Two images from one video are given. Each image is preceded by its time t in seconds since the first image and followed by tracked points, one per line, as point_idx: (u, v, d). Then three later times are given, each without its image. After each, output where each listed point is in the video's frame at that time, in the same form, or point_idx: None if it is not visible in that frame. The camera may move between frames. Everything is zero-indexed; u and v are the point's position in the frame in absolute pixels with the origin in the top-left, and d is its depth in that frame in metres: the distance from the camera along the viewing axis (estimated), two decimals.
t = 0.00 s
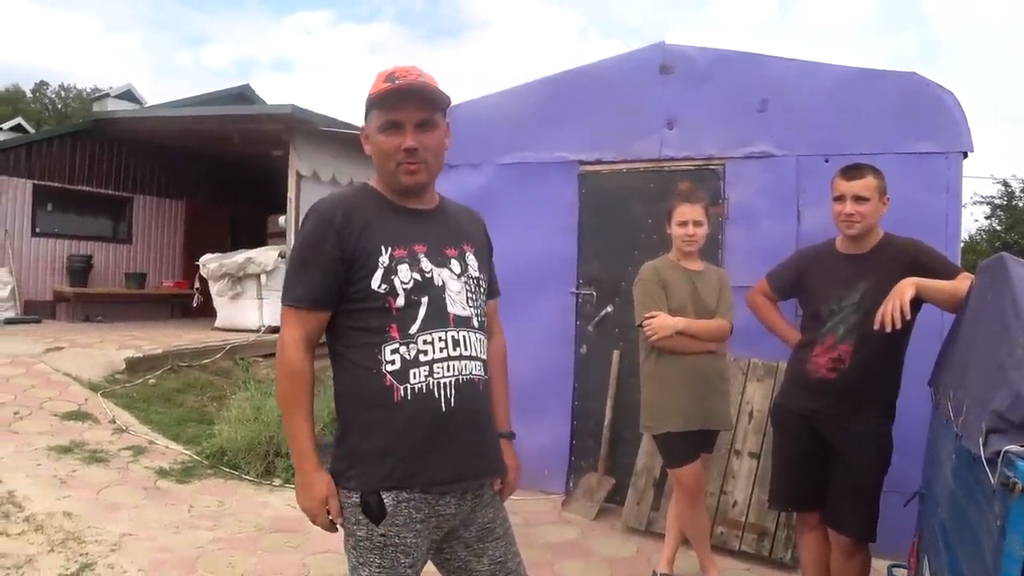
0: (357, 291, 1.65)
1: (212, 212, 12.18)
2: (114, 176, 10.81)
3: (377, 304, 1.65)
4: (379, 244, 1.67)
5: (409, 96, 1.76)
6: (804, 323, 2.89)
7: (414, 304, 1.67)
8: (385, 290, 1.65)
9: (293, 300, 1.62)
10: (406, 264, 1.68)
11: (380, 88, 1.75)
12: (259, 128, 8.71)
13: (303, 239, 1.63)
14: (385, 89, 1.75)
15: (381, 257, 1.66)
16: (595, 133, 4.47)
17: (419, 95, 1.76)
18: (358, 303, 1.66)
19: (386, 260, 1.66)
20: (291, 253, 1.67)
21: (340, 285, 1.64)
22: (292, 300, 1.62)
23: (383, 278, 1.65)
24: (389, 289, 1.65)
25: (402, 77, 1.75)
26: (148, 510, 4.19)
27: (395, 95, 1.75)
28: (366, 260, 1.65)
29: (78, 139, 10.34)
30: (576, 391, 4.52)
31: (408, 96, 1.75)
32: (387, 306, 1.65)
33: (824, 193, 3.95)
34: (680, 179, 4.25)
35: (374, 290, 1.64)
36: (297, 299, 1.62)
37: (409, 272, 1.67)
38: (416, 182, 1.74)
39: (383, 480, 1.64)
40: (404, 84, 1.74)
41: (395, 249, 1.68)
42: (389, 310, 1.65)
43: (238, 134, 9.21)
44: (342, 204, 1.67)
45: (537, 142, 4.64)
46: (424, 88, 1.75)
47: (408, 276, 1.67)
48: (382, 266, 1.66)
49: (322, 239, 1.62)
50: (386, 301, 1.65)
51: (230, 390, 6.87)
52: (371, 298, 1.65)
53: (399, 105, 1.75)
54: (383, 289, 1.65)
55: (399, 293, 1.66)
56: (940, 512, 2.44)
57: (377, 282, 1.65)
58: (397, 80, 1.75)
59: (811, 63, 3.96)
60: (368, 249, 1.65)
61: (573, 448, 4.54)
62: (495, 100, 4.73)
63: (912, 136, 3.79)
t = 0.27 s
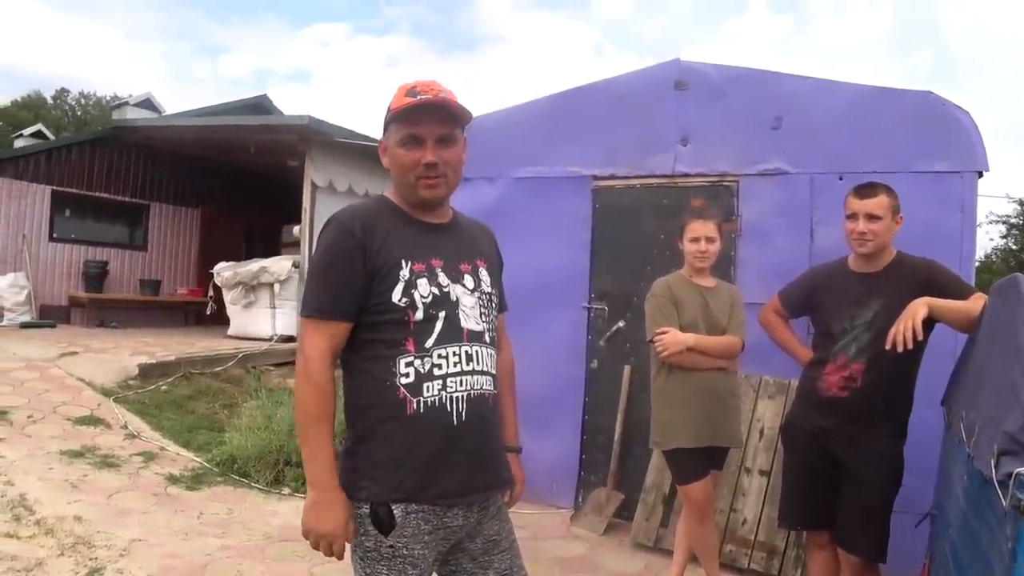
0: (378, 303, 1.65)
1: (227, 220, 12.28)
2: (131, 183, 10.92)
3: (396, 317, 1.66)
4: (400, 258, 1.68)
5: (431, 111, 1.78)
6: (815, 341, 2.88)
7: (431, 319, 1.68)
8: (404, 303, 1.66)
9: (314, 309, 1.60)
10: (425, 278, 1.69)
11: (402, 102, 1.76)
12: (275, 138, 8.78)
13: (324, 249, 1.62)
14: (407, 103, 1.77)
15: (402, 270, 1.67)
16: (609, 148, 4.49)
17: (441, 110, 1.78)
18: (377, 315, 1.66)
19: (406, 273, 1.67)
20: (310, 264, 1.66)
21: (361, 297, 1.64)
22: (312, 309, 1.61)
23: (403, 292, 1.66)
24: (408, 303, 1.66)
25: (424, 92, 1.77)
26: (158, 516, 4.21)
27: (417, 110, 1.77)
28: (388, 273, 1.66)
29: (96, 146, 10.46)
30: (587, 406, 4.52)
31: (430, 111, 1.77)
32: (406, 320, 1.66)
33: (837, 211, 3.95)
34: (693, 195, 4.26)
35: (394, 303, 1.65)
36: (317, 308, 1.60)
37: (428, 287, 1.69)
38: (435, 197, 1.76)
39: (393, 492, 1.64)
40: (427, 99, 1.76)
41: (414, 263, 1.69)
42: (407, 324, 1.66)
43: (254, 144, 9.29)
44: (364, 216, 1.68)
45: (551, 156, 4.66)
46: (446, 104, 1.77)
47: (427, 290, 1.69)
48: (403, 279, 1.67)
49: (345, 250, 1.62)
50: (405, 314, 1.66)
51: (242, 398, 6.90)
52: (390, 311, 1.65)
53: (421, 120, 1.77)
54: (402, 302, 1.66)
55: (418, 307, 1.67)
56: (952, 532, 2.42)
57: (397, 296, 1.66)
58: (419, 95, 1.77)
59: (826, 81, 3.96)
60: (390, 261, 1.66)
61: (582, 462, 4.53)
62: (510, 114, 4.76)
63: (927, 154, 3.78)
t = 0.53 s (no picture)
0: (394, 309, 1.64)
1: (238, 228, 12.35)
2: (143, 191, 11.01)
3: (412, 323, 1.65)
4: (416, 263, 1.68)
5: (442, 114, 1.80)
6: (826, 346, 2.87)
7: (445, 324, 1.69)
8: (421, 309, 1.66)
9: (332, 314, 1.57)
10: (441, 283, 1.70)
11: (413, 107, 1.78)
12: (286, 146, 8.83)
13: (342, 256, 1.60)
14: (418, 107, 1.78)
15: (419, 276, 1.67)
16: (618, 154, 4.49)
17: (451, 113, 1.81)
18: (394, 321, 1.65)
19: (422, 279, 1.67)
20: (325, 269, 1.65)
21: (379, 302, 1.62)
22: (330, 315, 1.57)
23: (419, 297, 1.66)
24: (424, 308, 1.66)
25: (435, 96, 1.79)
26: (169, 523, 4.23)
27: (429, 113, 1.78)
28: (405, 278, 1.65)
29: (109, 155, 10.55)
30: (598, 412, 4.51)
31: (441, 114, 1.79)
32: (421, 326, 1.66)
33: (848, 215, 3.93)
34: (703, 201, 4.25)
35: (411, 308, 1.65)
36: (335, 313, 1.57)
37: (444, 292, 1.69)
38: (449, 200, 1.77)
39: (407, 500, 1.63)
40: (438, 103, 1.77)
41: (430, 269, 1.69)
42: (422, 330, 1.66)
43: (265, 152, 9.35)
44: (380, 222, 1.68)
45: (560, 162, 4.67)
46: (456, 105, 1.80)
47: (442, 296, 1.69)
48: (419, 285, 1.67)
49: (363, 257, 1.61)
50: (420, 319, 1.66)
51: (253, 405, 6.93)
52: (406, 316, 1.65)
53: (432, 124, 1.78)
54: (419, 308, 1.66)
55: (434, 313, 1.67)
56: (964, 539, 2.41)
57: (413, 301, 1.65)
58: (430, 99, 1.78)
59: (835, 86, 3.95)
60: (407, 267, 1.66)
61: (593, 469, 4.52)
62: (520, 121, 4.77)
63: (938, 158, 3.76)
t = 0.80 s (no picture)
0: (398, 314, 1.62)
1: (244, 238, 12.40)
2: (149, 202, 11.07)
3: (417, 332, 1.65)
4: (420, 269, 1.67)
5: (453, 128, 1.74)
6: (829, 355, 2.87)
7: (449, 333, 1.69)
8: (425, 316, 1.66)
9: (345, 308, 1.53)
10: (444, 292, 1.71)
11: (425, 119, 1.72)
12: (291, 157, 8.88)
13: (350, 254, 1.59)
14: (429, 120, 1.72)
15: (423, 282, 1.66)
16: (622, 164, 4.51)
17: (462, 126, 1.75)
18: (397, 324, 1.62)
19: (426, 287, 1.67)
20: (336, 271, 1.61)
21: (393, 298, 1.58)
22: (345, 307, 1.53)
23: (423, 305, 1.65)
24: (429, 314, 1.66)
25: (446, 109, 1.74)
26: (174, 533, 4.24)
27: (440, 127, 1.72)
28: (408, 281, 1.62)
29: (116, 166, 10.62)
30: (602, 422, 4.51)
31: (452, 128, 1.74)
32: (426, 333, 1.66)
33: (851, 224, 3.94)
34: (707, 211, 4.27)
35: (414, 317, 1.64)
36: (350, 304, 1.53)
37: (447, 300, 1.71)
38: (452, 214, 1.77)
39: (417, 511, 1.64)
40: (452, 119, 1.72)
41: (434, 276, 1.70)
42: (427, 338, 1.66)
43: (270, 163, 9.40)
44: (383, 223, 1.65)
45: (564, 172, 4.69)
46: (469, 120, 1.74)
47: (446, 304, 1.71)
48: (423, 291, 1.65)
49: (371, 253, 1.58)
50: (425, 326, 1.66)
51: (258, 415, 6.95)
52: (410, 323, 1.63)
53: (444, 138, 1.74)
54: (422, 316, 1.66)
55: (438, 321, 1.68)
56: (970, 549, 2.40)
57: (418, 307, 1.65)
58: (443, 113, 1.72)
59: (838, 95, 3.96)
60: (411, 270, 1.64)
61: (597, 479, 4.52)
62: (523, 131, 4.79)
63: (941, 167, 3.77)
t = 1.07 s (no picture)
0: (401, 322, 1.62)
1: (246, 246, 12.42)
2: (152, 211, 11.10)
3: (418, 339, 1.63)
4: (421, 275, 1.67)
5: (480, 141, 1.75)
6: (832, 355, 2.87)
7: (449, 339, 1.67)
8: (427, 324, 1.64)
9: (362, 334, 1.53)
10: (443, 297, 1.69)
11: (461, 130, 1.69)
12: (293, 164, 8.90)
13: (353, 270, 1.59)
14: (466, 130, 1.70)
15: (425, 289, 1.65)
16: (623, 167, 4.51)
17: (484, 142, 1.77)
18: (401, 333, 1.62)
19: (427, 293, 1.66)
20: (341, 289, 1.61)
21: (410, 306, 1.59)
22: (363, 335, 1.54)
23: (425, 311, 1.64)
24: (430, 323, 1.64)
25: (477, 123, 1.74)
26: (179, 540, 4.24)
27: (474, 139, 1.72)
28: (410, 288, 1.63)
29: (118, 175, 10.65)
30: (606, 425, 4.51)
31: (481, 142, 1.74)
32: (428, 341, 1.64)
33: (853, 224, 3.93)
34: (708, 213, 4.26)
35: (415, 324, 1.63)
36: (370, 330, 1.53)
37: (447, 306, 1.69)
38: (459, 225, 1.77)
39: (423, 517, 1.63)
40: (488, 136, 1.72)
41: (433, 282, 1.68)
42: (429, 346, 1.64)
43: (272, 170, 9.42)
44: (380, 235, 1.67)
45: (566, 176, 4.69)
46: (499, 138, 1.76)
47: (446, 309, 1.69)
48: (424, 298, 1.65)
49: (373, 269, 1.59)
50: (427, 334, 1.64)
51: (263, 422, 6.95)
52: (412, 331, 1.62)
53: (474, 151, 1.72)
54: (424, 323, 1.64)
55: (439, 327, 1.66)
56: (977, 549, 2.39)
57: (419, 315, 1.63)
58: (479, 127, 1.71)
59: (838, 95, 3.96)
60: (412, 278, 1.64)
61: (602, 482, 4.51)
62: (524, 136, 4.80)
63: (943, 165, 3.76)
